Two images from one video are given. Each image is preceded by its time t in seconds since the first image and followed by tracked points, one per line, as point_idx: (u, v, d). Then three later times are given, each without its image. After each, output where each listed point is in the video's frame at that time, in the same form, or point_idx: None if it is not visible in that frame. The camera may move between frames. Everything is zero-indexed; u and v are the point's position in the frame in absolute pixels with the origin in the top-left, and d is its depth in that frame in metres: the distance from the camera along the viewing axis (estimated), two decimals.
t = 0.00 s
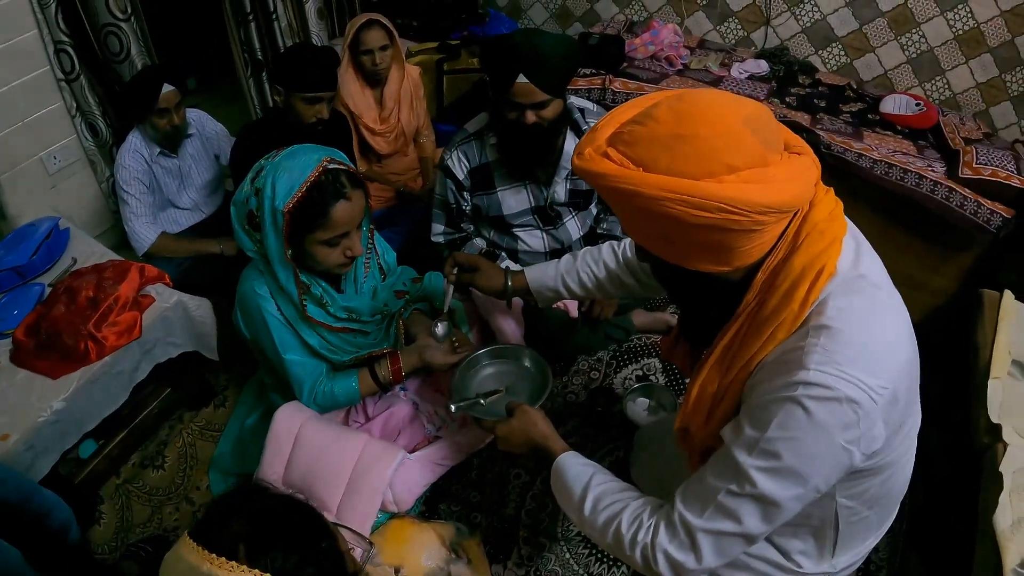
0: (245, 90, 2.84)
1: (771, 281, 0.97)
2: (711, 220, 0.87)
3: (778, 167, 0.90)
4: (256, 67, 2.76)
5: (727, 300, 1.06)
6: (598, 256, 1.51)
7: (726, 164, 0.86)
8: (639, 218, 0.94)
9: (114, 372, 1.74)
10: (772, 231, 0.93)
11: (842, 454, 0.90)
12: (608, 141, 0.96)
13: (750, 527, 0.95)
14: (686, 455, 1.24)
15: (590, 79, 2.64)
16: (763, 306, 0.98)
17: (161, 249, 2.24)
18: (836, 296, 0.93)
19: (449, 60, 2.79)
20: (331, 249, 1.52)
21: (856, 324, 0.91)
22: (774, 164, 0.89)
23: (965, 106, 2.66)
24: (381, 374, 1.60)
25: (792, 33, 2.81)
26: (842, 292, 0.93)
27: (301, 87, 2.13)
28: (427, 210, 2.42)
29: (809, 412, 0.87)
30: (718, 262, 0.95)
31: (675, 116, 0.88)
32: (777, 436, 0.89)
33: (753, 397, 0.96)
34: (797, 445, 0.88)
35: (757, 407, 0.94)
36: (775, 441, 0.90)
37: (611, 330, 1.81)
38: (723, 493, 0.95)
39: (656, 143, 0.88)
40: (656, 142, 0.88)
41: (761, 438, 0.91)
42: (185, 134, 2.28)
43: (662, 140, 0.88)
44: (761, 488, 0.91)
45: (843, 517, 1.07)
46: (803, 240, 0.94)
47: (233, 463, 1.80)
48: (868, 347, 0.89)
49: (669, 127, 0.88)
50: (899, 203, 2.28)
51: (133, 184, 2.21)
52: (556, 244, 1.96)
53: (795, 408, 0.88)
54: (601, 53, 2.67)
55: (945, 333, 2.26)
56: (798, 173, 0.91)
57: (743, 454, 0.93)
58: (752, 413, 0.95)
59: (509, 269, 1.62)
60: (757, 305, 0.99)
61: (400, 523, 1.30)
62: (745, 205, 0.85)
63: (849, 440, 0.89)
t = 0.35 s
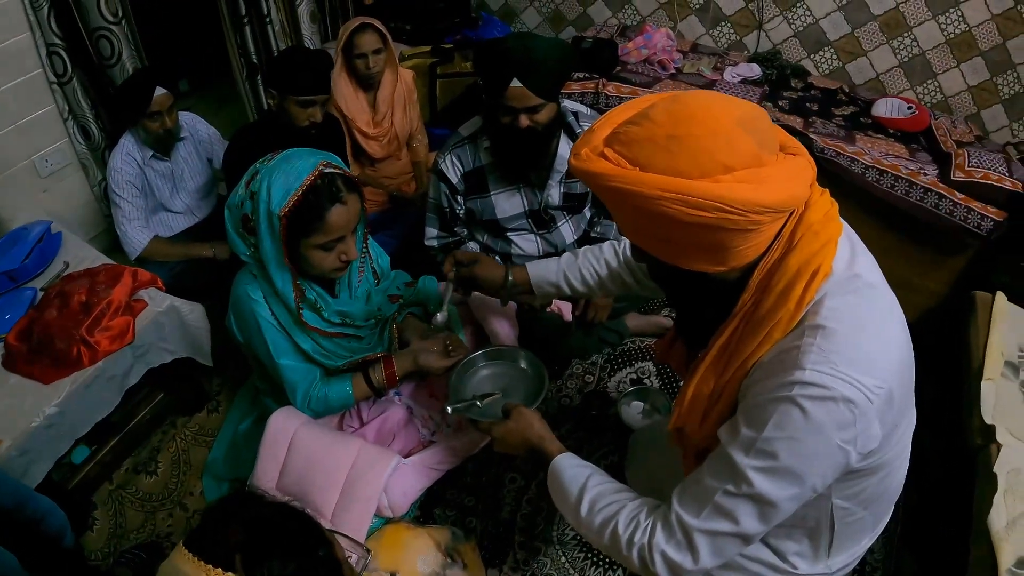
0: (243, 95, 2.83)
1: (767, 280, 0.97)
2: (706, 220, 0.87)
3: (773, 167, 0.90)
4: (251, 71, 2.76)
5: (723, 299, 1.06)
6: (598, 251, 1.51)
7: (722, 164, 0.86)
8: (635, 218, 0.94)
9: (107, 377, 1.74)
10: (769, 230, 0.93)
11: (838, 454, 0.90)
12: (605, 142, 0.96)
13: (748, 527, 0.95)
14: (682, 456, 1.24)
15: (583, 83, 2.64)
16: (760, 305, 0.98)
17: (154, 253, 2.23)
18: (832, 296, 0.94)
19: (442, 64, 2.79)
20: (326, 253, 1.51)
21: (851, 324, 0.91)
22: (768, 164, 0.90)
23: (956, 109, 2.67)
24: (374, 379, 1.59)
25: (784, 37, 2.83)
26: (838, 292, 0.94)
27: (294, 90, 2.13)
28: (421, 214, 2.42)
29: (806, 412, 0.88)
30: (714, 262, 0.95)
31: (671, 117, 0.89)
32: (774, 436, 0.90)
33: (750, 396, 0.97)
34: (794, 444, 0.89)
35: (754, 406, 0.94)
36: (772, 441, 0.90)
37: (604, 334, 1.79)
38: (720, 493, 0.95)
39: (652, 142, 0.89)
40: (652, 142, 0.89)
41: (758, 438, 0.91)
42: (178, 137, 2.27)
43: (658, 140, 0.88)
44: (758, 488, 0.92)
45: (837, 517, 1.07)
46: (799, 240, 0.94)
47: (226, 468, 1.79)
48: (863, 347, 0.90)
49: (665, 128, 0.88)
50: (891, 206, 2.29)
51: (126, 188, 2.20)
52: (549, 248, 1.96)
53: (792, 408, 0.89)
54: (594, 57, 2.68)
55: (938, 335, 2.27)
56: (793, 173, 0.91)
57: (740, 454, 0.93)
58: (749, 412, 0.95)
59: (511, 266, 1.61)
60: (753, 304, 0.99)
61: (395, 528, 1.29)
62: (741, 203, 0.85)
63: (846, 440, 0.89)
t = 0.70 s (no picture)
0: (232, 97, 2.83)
1: (774, 269, 0.98)
2: (720, 196, 0.87)
3: (785, 151, 0.90)
4: (242, 74, 2.76)
5: (727, 286, 1.07)
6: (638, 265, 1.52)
7: (737, 140, 0.87)
8: (647, 191, 0.94)
9: (99, 382, 1.74)
10: (778, 215, 0.93)
11: (844, 448, 0.91)
12: (620, 115, 0.95)
13: (756, 523, 0.96)
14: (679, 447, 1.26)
15: (574, 86, 2.64)
16: (765, 294, 0.98)
17: (143, 258, 2.24)
18: (839, 288, 0.94)
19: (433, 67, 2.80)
20: (314, 255, 1.52)
21: (857, 317, 0.92)
22: (782, 147, 0.90)
23: (946, 110, 2.69)
24: (364, 378, 1.59)
25: (774, 39, 2.84)
26: (844, 284, 0.94)
27: (285, 94, 2.13)
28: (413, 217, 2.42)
29: (814, 406, 0.88)
30: (721, 244, 0.95)
31: (689, 95, 0.89)
32: (782, 430, 0.90)
33: (756, 389, 0.97)
34: (801, 437, 0.90)
35: (760, 399, 0.95)
36: (780, 435, 0.91)
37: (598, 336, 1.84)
38: (728, 490, 0.96)
39: (669, 115, 0.89)
40: (671, 115, 0.89)
41: (766, 432, 0.92)
42: (169, 141, 2.27)
43: (677, 114, 0.89)
44: (767, 483, 0.93)
45: (832, 515, 1.08)
46: (806, 231, 0.95)
47: (219, 472, 1.79)
48: (870, 340, 0.91)
49: (684, 104, 0.89)
50: (881, 206, 2.30)
51: (117, 192, 2.20)
52: (541, 250, 1.97)
53: (800, 401, 0.89)
54: (586, 60, 2.69)
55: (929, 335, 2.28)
56: (804, 159, 0.92)
57: (748, 448, 0.93)
58: (754, 406, 0.95)
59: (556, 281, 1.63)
60: (759, 293, 0.99)
61: (388, 531, 1.29)
62: (754, 181, 0.86)
63: (852, 433, 0.91)
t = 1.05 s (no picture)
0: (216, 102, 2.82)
1: (801, 261, 0.98)
2: (759, 174, 0.88)
3: (824, 141, 0.91)
4: (230, 79, 2.76)
5: (754, 271, 1.06)
6: (675, 292, 1.52)
7: (779, 123, 0.88)
8: (686, 168, 0.95)
9: (90, 388, 1.73)
10: (810, 206, 0.94)
11: (869, 442, 0.92)
12: (665, 93, 0.98)
13: (788, 520, 0.97)
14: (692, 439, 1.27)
15: (562, 87, 2.65)
16: (791, 289, 0.98)
17: (135, 261, 2.22)
18: (860, 288, 0.95)
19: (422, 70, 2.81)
20: (297, 256, 1.52)
21: (879, 315, 0.93)
22: (820, 137, 0.91)
23: (934, 108, 2.70)
24: (336, 366, 1.62)
25: (762, 38, 2.85)
26: (865, 283, 0.96)
27: (273, 97, 2.13)
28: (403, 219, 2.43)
29: (842, 403, 0.89)
30: (753, 228, 0.96)
31: (735, 79, 0.92)
32: (812, 427, 0.91)
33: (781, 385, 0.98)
34: (831, 433, 0.90)
35: (786, 396, 0.95)
36: (810, 433, 0.91)
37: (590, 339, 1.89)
38: (759, 489, 0.97)
39: (713, 93, 0.91)
40: (715, 94, 0.91)
41: (796, 430, 0.92)
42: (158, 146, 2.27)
43: (723, 94, 0.91)
44: (797, 480, 0.93)
45: (836, 516, 1.09)
46: (833, 227, 0.96)
47: (210, 476, 1.79)
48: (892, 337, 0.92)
49: (730, 86, 0.91)
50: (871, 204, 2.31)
51: (107, 198, 2.19)
52: (529, 251, 1.97)
53: (828, 398, 0.90)
54: (575, 61, 2.69)
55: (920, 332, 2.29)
56: (841, 151, 0.93)
57: (778, 447, 0.94)
58: (779, 402, 0.96)
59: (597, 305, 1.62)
60: (784, 286, 1.00)
61: (379, 533, 1.30)
62: (793, 162, 0.86)
63: (877, 429, 0.92)
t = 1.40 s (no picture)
0: (207, 106, 2.81)
1: (827, 256, 0.98)
2: (802, 163, 0.88)
3: (859, 137, 0.92)
4: (220, 82, 2.75)
5: (769, 267, 1.05)
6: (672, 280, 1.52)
7: (821, 116, 0.89)
8: (723, 154, 0.94)
9: (83, 393, 1.73)
10: (842, 202, 0.94)
11: (886, 440, 0.93)
12: (703, 80, 0.97)
13: (805, 517, 0.98)
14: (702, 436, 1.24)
15: (552, 87, 2.66)
16: (814, 286, 0.98)
17: (127, 267, 2.22)
18: (883, 287, 0.96)
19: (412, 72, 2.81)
20: (288, 262, 1.53)
21: (898, 313, 0.94)
22: (856, 133, 0.92)
23: (925, 103, 2.71)
24: (304, 350, 1.68)
25: (752, 36, 2.86)
26: (886, 282, 0.97)
27: (261, 99, 2.13)
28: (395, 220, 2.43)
29: (865, 400, 0.90)
30: (785, 221, 0.95)
31: (778, 71, 0.92)
32: (833, 424, 0.91)
33: (802, 381, 0.98)
34: (852, 430, 0.91)
35: (807, 393, 0.95)
36: (832, 429, 0.92)
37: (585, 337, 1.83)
38: (778, 486, 0.97)
39: (756, 81, 0.91)
40: (757, 82, 0.91)
41: (818, 427, 0.93)
42: (150, 151, 2.27)
43: (768, 83, 0.91)
44: (817, 477, 0.94)
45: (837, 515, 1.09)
46: (859, 224, 0.96)
47: (205, 480, 1.79)
48: (911, 337, 0.93)
49: (773, 76, 0.91)
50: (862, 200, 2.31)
51: (99, 203, 2.19)
52: (520, 251, 1.98)
53: (850, 395, 0.90)
54: (565, 61, 2.70)
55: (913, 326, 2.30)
56: (874, 149, 0.93)
57: (799, 443, 0.94)
58: (800, 398, 0.96)
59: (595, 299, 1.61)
60: (809, 281, 0.99)
61: (372, 535, 1.29)
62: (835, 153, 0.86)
63: (895, 426, 0.93)
